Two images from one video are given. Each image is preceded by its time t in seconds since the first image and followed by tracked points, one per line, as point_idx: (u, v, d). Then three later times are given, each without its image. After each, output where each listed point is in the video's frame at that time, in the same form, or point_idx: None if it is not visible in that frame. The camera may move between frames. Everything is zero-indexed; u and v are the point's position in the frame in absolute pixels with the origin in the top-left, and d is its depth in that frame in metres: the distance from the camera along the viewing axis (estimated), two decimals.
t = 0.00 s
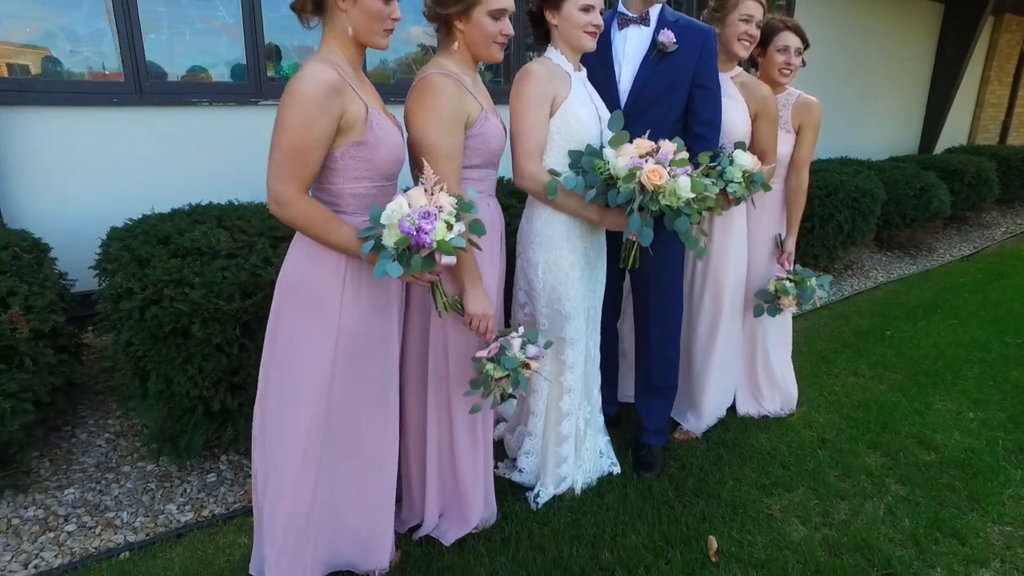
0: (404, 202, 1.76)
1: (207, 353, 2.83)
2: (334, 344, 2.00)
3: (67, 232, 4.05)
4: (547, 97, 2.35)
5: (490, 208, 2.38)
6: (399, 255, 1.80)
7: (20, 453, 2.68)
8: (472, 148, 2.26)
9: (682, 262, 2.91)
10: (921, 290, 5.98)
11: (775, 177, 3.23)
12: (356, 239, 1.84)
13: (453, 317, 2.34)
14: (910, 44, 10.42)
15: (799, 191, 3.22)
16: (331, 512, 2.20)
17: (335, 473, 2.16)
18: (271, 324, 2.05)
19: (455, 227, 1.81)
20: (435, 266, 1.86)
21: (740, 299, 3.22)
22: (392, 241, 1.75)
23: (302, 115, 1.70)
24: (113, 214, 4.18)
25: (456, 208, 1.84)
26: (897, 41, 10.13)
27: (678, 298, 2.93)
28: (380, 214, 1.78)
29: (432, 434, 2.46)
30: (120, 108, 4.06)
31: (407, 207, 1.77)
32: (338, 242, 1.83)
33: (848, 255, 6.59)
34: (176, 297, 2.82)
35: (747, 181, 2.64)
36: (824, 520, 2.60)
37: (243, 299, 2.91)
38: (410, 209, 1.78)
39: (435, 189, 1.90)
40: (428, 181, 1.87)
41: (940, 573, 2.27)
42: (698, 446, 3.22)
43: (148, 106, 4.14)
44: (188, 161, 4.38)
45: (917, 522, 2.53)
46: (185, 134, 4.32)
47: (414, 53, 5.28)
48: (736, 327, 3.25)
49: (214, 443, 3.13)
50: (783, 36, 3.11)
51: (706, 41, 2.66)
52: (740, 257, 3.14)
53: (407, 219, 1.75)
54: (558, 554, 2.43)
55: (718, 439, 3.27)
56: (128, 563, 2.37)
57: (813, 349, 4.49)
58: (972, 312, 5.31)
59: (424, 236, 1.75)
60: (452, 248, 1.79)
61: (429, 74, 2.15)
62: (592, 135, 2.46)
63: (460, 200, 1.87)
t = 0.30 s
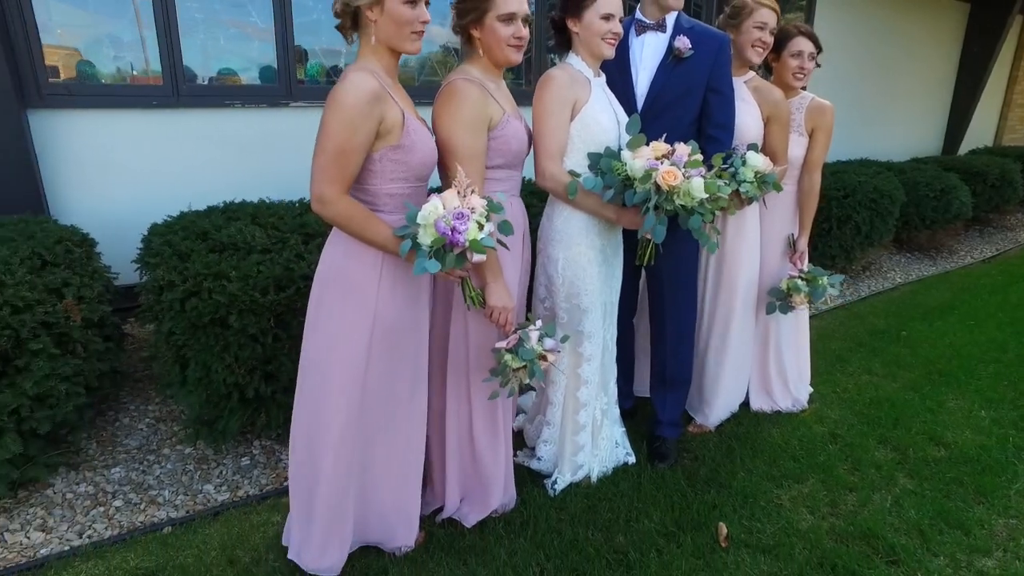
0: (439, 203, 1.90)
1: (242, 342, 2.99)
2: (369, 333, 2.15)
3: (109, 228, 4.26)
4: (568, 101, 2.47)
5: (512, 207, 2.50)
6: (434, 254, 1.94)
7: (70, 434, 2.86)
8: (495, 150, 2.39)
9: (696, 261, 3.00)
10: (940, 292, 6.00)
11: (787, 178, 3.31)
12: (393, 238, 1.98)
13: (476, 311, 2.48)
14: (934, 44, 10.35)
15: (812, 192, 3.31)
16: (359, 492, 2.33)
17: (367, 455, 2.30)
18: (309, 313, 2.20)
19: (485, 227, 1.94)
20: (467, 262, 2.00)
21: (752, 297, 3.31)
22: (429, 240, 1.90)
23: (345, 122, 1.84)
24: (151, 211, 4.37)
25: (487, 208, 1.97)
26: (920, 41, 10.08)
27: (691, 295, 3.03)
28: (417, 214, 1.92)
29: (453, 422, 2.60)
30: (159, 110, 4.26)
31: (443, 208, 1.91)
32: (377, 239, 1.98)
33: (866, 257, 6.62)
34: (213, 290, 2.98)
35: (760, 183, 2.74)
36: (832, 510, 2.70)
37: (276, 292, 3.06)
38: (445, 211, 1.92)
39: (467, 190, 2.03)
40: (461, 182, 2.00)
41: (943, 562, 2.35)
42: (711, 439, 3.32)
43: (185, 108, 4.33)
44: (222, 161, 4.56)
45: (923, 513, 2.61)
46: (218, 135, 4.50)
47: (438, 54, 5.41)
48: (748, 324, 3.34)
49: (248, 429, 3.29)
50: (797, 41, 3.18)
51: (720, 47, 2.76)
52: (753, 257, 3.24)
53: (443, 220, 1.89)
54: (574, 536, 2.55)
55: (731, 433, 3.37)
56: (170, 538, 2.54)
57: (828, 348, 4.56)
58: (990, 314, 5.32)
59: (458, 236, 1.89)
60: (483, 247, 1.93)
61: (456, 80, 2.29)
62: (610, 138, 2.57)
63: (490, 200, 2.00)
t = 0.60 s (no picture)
0: (459, 208, 2.07)
1: (267, 335, 3.18)
2: (388, 325, 2.32)
3: (141, 227, 4.48)
4: (575, 110, 2.62)
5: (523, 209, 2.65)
6: (454, 254, 2.10)
7: (108, 419, 3.07)
8: (506, 156, 2.54)
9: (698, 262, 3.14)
10: (949, 294, 6.05)
11: (789, 182, 3.43)
12: (414, 239, 2.15)
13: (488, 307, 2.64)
14: (951, 46, 10.32)
15: (813, 196, 3.43)
16: (378, 474, 2.50)
17: (386, 439, 2.47)
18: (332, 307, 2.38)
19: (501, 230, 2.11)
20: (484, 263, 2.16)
21: (753, 297, 3.44)
22: (449, 242, 2.06)
23: (372, 132, 2.02)
24: (179, 211, 4.59)
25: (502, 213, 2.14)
26: (936, 43, 10.06)
27: (693, 295, 3.16)
28: (438, 218, 2.09)
29: (465, 412, 2.77)
30: (188, 115, 4.47)
31: (462, 213, 2.07)
32: (400, 240, 2.15)
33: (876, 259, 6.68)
34: (241, 286, 3.17)
35: (760, 186, 2.87)
36: (825, 501, 2.82)
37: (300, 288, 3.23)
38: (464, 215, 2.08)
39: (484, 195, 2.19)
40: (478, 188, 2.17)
41: (927, 548, 2.47)
42: (713, 433, 3.44)
43: (213, 112, 4.55)
44: (247, 163, 4.77)
45: (912, 504, 2.72)
46: (244, 138, 4.71)
47: (454, 59, 5.55)
48: (749, 323, 3.47)
49: (271, 418, 3.48)
50: (798, 50, 3.30)
51: (721, 57, 2.90)
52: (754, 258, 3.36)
53: (462, 223, 2.05)
54: (577, 520, 2.70)
55: (733, 428, 3.49)
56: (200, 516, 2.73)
57: (833, 348, 4.66)
58: (998, 316, 5.38)
59: (476, 239, 2.06)
60: (499, 249, 2.10)
61: (470, 91, 2.45)
62: (615, 145, 2.73)
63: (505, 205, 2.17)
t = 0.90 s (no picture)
0: (464, 216, 2.25)
1: (281, 333, 3.38)
2: (395, 324, 2.50)
3: (160, 230, 4.69)
4: (571, 124, 2.80)
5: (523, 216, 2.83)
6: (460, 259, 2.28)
7: (133, 412, 3.28)
8: (508, 168, 2.72)
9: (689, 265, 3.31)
10: (943, 296, 6.18)
11: (778, 189, 3.59)
12: (421, 245, 2.34)
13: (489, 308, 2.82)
14: (953, 49, 10.39)
15: (801, 203, 3.59)
16: (386, 462, 2.69)
17: (394, 429, 2.65)
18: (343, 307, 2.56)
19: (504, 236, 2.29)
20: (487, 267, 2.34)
21: (743, 298, 3.61)
22: (456, 247, 2.24)
23: (385, 146, 2.21)
24: (197, 214, 4.80)
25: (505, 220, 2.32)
26: (939, 47, 10.14)
27: (685, 297, 3.33)
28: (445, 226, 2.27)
29: (469, 406, 2.95)
30: (205, 123, 4.68)
31: (467, 220, 2.25)
32: (409, 246, 2.34)
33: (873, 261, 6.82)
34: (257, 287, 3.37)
35: (747, 195, 3.04)
36: (805, 491, 2.98)
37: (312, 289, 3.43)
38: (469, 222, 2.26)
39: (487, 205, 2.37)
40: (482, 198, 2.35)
41: (898, 535, 2.64)
42: (705, 429, 3.61)
43: (228, 120, 4.76)
44: (261, 168, 4.97)
45: (887, 495, 2.88)
46: (258, 145, 4.92)
47: (461, 66, 5.72)
48: (738, 323, 3.64)
49: (285, 411, 3.68)
50: (786, 64, 3.46)
51: (710, 72, 3.07)
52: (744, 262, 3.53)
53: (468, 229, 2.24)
54: (571, 508, 2.87)
55: (723, 424, 3.65)
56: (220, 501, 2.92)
57: (825, 349, 4.81)
58: (989, 318, 5.51)
59: (481, 244, 2.24)
60: (502, 254, 2.28)
61: (475, 107, 2.63)
62: (608, 156, 2.91)
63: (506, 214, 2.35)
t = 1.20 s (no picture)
0: (466, 228, 2.43)
1: (294, 335, 3.57)
2: (403, 327, 2.69)
3: (178, 235, 4.90)
4: (568, 140, 2.99)
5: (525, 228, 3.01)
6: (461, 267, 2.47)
7: (156, 408, 3.48)
8: (512, 182, 2.90)
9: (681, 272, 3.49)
10: (937, 299, 6.32)
11: (768, 198, 3.76)
12: (428, 254, 2.52)
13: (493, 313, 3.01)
14: (953, 55, 10.51)
15: (789, 212, 3.76)
16: (395, 455, 2.87)
17: (402, 424, 2.84)
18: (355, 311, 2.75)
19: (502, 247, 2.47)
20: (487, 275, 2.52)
21: (733, 302, 3.78)
22: (458, 256, 2.42)
23: (395, 163, 2.39)
24: (212, 219, 5.01)
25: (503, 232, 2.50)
26: (938, 53, 10.26)
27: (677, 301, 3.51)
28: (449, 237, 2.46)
29: (473, 404, 3.14)
30: (221, 132, 4.89)
31: (469, 232, 2.44)
32: (416, 255, 2.53)
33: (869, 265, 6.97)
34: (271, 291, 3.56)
35: (735, 205, 3.21)
36: (789, 486, 3.16)
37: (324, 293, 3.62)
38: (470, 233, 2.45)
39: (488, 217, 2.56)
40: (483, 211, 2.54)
41: (873, 526, 2.82)
42: (697, 427, 3.78)
43: (243, 130, 4.96)
44: (274, 176, 5.18)
45: (866, 490, 3.05)
46: (271, 153, 5.12)
47: (467, 76, 5.91)
48: (729, 326, 3.82)
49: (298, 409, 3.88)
50: (775, 81, 3.63)
51: (700, 89, 3.24)
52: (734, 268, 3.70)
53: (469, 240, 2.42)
54: (567, 500, 3.06)
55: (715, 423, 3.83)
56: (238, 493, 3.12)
57: (817, 351, 4.97)
58: (979, 321, 5.65)
59: (481, 254, 2.42)
60: (501, 263, 2.46)
61: (480, 126, 2.82)
62: (603, 170, 3.09)
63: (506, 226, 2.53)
